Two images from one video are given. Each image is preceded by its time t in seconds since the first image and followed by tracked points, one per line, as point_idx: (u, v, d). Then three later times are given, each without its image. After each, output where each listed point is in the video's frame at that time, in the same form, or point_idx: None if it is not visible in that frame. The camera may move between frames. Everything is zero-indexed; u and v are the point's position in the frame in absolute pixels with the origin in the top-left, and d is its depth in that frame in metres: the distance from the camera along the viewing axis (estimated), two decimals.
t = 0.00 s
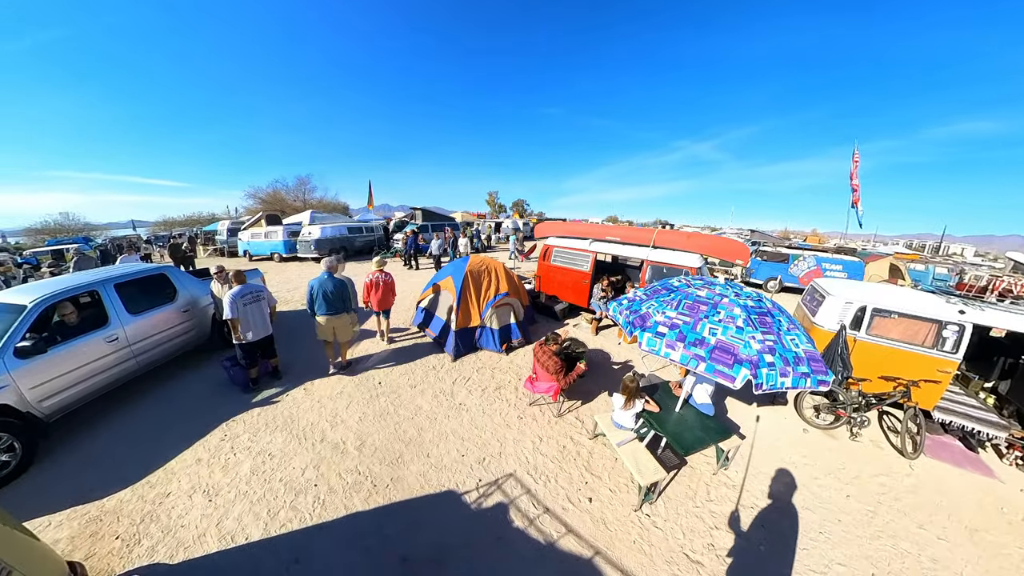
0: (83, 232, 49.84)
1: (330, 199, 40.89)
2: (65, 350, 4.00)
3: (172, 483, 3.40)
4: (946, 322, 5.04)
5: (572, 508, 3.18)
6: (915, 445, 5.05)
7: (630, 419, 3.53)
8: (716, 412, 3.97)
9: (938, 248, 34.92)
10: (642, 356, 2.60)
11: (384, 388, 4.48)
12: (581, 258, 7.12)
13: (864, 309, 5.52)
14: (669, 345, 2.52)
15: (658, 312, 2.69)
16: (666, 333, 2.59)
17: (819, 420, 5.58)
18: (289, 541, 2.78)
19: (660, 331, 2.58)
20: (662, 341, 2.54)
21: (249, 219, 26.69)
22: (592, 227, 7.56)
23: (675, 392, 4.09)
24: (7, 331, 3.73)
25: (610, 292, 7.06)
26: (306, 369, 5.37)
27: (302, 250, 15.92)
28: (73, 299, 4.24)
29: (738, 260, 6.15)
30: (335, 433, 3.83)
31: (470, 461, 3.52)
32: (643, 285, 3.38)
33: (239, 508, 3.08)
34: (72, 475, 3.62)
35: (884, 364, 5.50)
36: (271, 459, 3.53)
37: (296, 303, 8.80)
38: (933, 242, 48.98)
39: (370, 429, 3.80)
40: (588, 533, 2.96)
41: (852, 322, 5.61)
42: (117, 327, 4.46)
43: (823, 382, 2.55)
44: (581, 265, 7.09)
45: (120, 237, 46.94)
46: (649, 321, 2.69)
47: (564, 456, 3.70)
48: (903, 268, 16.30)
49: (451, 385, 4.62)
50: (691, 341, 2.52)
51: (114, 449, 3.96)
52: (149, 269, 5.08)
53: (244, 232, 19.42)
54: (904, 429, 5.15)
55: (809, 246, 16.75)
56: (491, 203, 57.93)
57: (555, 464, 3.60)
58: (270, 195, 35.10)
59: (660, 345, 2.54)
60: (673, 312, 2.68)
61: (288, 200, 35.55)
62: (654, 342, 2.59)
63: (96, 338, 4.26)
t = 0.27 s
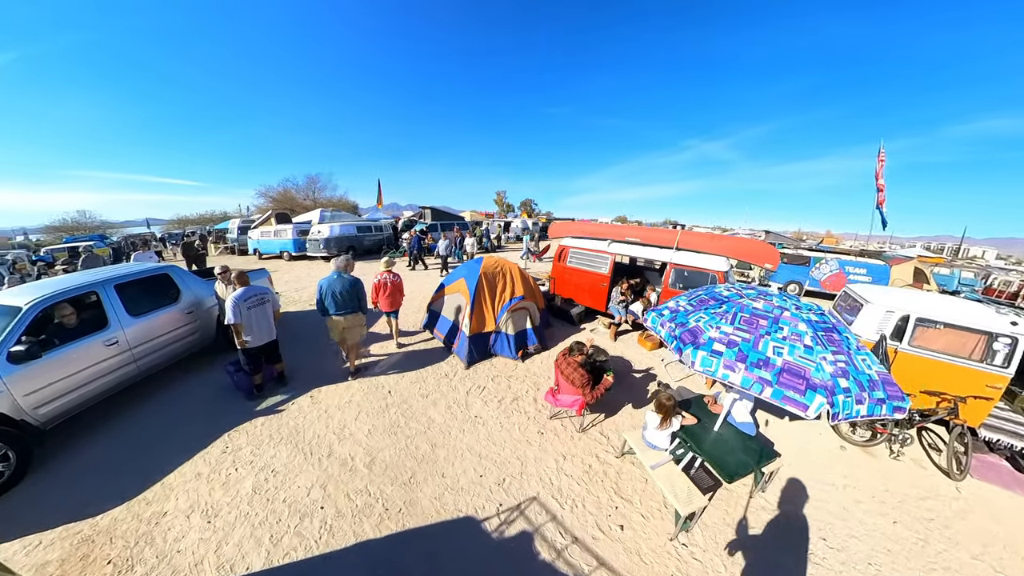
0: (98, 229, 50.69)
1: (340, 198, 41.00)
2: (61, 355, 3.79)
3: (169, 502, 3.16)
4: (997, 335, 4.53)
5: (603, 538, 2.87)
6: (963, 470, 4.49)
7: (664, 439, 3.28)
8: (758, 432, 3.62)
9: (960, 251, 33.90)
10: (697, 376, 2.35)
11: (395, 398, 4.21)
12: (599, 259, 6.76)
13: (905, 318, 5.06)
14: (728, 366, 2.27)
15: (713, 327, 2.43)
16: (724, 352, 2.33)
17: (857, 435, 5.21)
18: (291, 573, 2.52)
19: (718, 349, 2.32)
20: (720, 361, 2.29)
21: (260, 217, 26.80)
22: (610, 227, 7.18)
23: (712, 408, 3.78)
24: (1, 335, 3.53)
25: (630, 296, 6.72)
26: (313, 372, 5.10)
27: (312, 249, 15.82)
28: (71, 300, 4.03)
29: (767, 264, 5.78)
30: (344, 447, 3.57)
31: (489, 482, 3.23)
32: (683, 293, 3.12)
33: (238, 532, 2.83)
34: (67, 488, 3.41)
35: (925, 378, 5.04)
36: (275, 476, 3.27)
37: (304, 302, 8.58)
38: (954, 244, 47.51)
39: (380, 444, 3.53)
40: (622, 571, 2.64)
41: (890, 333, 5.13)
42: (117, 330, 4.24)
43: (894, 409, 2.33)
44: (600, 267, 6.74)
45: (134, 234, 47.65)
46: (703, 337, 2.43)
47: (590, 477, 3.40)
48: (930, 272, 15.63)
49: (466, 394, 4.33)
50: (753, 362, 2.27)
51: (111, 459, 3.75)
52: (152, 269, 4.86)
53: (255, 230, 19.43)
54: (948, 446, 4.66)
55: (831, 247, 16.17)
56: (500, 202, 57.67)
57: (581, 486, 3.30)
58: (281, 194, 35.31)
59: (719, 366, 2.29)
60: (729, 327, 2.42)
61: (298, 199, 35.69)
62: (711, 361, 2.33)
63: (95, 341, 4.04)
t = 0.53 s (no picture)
0: (115, 227, 51.64)
1: (349, 197, 41.13)
2: (59, 361, 3.61)
3: (167, 521, 2.96)
4: None
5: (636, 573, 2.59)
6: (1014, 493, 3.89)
7: (700, 462, 3.04)
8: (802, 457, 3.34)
9: (984, 253, 32.77)
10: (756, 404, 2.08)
11: (406, 408, 3.97)
12: (617, 262, 6.45)
13: (951, 330, 4.59)
14: (794, 394, 2.02)
15: (773, 349, 2.17)
16: (787, 377, 2.07)
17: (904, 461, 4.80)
18: None
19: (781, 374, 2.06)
20: (784, 388, 2.03)
21: (270, 216, 26.94)
22: (627, 227, 6.86)
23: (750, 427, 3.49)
24: None
25: (649, 300, 6.41)
26: (321, 374, 4.85)
27: (321, 248, 15.74)
28: (71, 303, 3.86)
29: (796, 269, 5.38)
30: (352, 463, 3.34)
31: (508, 505, 2.97)
32: (728, 305, 2.85)
33: (238, 559, 2.61)
34: (64, 501, 3.24)
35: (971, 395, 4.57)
36: (279, 495, 3.06)
37: (312, 302, 8.41)
38: (977, 246, 45.99)
39: (391, 461, 3.30)
40: None
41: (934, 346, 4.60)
42: (119, 334, 4.06)
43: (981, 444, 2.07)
44: (617, 270, 6.43)
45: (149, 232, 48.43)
46: (761, 359, 2.17)
47: (617, 502, 3.13)
48: (959, 275, 14.99)
49: (480, 406, 4.09)
50: (822, 390, 2.02)
51: (111, 470, 3.58)
52: (157, 270, 4.68)
53: (266, 229, 19.46)
54: (998, 468, 4.17)
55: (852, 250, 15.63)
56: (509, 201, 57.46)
57: (608, 512, 3.03)
58: (292, 193, 35.51)
59: (782, 393, 2.03)
60: (792, 348, 2.16)
61: (308, 198, 35.87)
62: (772, 387, 2.07)
63: (94, 346, 3.87)
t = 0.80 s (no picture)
0: (130, 225, 52.55)
1: (358, 196, 41.19)
2: (51, 370, 3.39)
3: (159, 549, 2.73)
4: None
5: None
6: None
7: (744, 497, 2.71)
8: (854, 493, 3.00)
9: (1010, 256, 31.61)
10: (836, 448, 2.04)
11: (416, 424, 3.70)
12: (638, 266, 6.10)
13: (1009, 347, 4.17)
14: (882, 442, 1.97)
15: (853, 387, 2.16)
16: (875, 423, 2.02)
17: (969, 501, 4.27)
18: None
19: (866, 418, 2.02)
20: (873, 437, 1.97)
21: (280, 214, 27.00)
22: (649, 229, 6.50)
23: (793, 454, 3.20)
24: None
25: (672, 308, 6.11)
26: (324, 383, 4.57)
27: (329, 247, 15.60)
28: (65, 309, 3.64)
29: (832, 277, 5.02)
30: (358, 487, 3.07)
31: (529, 541, 2.68)
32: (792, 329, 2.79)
33: None
34: (55, 521, 3.04)
35: None
36: (279, 523, 2.81)
37: (319, 304, 8.21)
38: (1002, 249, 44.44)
39: (400, 486, 3.03)
40: None
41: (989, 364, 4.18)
42: (116, 341, 3.83)
43: None
44: (639, 275, 6.09)
45: (163, 230, 49.16)
46: (839, 398, 2.15)
47: (649, 538, 2.81)
48: (990, 281, 14.27)
49: (495, 423, 3.80)
50: (915, 437, 1.95)
51: (106, 486, 3.37)
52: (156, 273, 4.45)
53: (275, 228, 19.42)
54: None
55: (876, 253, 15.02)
56: (517, 200, 57.15)
57: (640, 549, 2.71)
58: (302, 192, 35.64)
59: (870, 442, 1.98)
60: (875, 386, 2.12)
61: (318, 197, 35.96)
62: (855, 431, 2.04)
63: (90, 355, 3.65)
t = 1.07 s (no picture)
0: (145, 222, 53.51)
1: (368, 195, 41.27)
2: (36, 378, 3.15)
3: None
4: None
5: None
6: None
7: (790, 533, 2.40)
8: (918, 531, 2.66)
9: None
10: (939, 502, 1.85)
11: (425, 439, 3.44)
12: (659, 270, 5.77)
13: None
14: (1000, 498, 1.74)
15: (958, 428, 1.90)
16: (989, 474, 1.78)
17: None
18: None
19: (978, 468, 1.80)
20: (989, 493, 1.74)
21: (290, 213, 27.10)
22: (670, 231, 6.16)
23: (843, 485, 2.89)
24: None
25: (695, 313, 5.78)
26: (327, 391, 4.29)
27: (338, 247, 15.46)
28: (56, 310, 3.41)
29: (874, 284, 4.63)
30: (361, 510, 2.80)
31: None
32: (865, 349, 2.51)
33: None
34: (38, 538, 2.82)
35: None
36: (274, 550, 2.56)
37: (326, 304, 8.01)
38: None
39: (407, 511, 2.77)
40: None
41: None
42: (110, 344, 3.60)
43: None
44: (660, 279, 5.76)
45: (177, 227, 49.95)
46: (941, 442, 1.90)
47: None
48: None
49: (509, 440, 3.52)
50: None
51: (95, 500, 3.16)
52: (154, 273, 4.22)
53: (284, 227, 19.39)
54: None
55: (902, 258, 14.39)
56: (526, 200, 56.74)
57: None
58: (312, 191, 35.79)
59: (985, 498, 1.76)
60: (986, 429, 1.86)
61: (327, 196, 36.07)
62: (964, 484, 1.81)
63: (82, 359, 3.42)
